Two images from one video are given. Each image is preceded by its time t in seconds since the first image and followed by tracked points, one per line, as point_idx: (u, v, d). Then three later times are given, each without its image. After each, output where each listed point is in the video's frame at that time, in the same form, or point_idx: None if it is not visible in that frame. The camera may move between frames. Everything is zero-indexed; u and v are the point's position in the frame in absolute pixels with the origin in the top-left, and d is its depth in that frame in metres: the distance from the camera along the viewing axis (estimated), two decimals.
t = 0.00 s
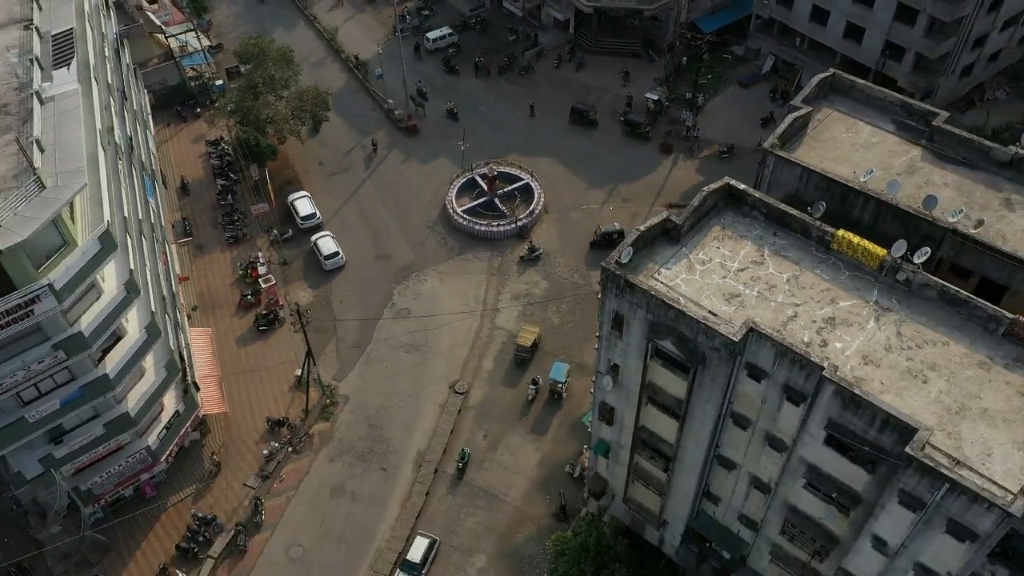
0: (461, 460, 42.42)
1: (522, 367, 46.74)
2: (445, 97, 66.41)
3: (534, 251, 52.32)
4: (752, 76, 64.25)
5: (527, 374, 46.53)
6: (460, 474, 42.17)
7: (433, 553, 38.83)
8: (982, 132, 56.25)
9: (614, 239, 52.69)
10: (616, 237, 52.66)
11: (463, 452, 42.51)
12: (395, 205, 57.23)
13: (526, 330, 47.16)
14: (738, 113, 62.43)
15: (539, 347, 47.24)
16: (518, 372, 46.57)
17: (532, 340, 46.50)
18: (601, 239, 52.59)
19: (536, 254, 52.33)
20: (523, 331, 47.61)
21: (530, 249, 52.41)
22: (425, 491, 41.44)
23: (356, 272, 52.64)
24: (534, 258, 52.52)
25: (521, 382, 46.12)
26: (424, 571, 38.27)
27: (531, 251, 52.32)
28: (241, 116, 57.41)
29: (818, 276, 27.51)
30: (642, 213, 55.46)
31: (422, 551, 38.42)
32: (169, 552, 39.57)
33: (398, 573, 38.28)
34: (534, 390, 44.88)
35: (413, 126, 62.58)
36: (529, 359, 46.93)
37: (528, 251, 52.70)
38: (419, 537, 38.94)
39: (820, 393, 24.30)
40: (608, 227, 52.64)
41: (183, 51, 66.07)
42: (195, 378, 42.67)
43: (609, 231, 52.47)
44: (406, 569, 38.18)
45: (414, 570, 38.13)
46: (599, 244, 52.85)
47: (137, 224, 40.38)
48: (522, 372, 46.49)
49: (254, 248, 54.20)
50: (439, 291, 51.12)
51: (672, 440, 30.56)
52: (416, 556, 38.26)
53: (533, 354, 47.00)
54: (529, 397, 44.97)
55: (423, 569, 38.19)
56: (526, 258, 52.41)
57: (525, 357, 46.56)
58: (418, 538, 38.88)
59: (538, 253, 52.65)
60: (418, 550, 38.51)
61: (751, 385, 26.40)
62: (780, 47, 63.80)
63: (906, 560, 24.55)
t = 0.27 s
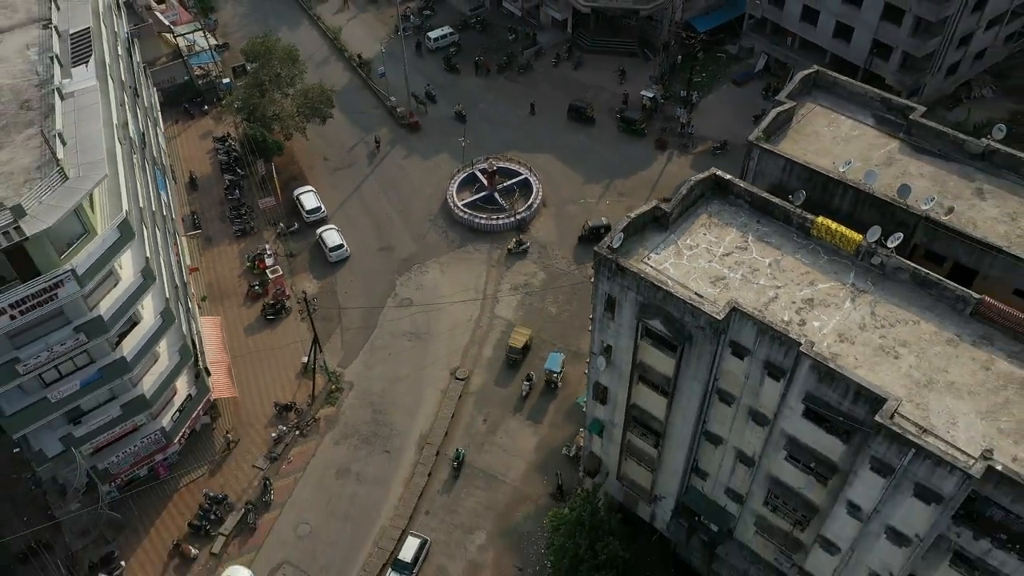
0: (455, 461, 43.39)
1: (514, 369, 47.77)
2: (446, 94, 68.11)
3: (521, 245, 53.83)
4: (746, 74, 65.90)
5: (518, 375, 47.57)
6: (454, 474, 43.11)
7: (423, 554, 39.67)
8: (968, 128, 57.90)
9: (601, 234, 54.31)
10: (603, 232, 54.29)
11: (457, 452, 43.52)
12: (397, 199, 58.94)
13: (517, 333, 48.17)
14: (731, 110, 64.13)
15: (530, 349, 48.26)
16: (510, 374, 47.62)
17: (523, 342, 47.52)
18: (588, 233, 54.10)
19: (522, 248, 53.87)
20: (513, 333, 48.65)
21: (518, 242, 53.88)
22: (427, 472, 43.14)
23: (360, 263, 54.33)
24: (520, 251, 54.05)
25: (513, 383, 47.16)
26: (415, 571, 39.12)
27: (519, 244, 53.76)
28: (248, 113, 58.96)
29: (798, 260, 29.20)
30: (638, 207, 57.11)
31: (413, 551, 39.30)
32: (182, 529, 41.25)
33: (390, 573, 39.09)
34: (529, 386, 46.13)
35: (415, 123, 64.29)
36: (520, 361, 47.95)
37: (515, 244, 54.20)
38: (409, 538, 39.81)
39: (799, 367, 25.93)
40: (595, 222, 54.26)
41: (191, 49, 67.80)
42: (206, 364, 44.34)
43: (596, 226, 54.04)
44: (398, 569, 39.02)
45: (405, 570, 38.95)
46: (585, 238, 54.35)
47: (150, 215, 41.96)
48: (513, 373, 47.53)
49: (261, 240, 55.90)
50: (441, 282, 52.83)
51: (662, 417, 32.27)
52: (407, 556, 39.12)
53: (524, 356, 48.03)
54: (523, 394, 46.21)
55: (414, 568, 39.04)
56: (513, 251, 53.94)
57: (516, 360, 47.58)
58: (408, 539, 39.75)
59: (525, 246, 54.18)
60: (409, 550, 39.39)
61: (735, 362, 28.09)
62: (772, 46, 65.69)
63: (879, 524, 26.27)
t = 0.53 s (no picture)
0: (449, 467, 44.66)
1: (504, 377, 48.98)
2: (447, 99, 70.37)
3: (507, 243, 56.04)
4: (737, 80, 68.26)
5: (509, 382, 48.82)
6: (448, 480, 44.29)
7: (413, 560, 40.75)
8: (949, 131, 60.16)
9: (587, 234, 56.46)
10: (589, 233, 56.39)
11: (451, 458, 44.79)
12: (400, 199, 61.13)
13: (508, 341, 49.45)
14: (722, 114, 66.37)
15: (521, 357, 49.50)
16: (501, 382, 48.83)
17: (513, 349, 48.83)
18: (575, 234, 56.24)
19: (508, 246, 56.07)
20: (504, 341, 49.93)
21: (503, 240, 56.12)
22: (429, 458, 45.18)
23: (366, 260, 56.49)
24: (506, 249, 56.26)
25: (504, 390, 48.38)
26: None
27: (504, 242, 55.98)
28: (258, 116, 61.31)
29: (777, 250, 31.33)
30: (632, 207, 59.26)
31: (403, 556, 40.43)
32: (195, 512, 43.25)
33: None
34: (522, 389, 47.62)
35: (417, 127, 66.57)
36: (511, 368, 49.21)
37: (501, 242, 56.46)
38: (399, 545, 40.93)
39: (775, 346, 27.98)
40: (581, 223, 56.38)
41: (201, 56, 70.18)
42: (218, 354, 46.44)
43: (582, 227, 56.12)
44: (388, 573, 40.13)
45: None
46: (571, 239, 56.44)
47: (166, 212, 44.17)
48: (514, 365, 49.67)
49: (269, 239, 58.05)
50: (442, 278, 55.00)
51: (651, 399, 34.34)
52: (397, 562, 40.22)
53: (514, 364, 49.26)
54: (517, 397, 47.67)
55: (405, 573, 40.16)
56: (499, 249, 56.20)
57: (507, 367, 48.82)
58: (399, 546, 40.86)
59: (511, 245, 56.36)
60: (399, 556, 40.50)
61: (717, 344, 30.18)
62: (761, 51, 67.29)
63: (850, 493, 28.34)
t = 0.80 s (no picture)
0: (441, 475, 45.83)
1: (494, 386, 50.29)
2: (449, 107, 72.74)
3: (494, 243, 58.34)
4: (729, 88, 70.66)
5: (500, 392, 50.13)
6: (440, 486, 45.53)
7: (403, 567, 41.86)
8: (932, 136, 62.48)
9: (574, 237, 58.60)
10: (576, 236, 58.54)
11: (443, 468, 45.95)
12: (403, 202, 63.39)
13: (497, 352, 50.82)
14: (714, 121, 68.74)
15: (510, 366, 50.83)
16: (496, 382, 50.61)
17: (502, 359, 50.21)
18: (562, 237, 58.43)
19: (495, 246, 58.38)
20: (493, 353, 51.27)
21: (491, 241, 58.46)
22: (432, 447, 47.26)
23: (370, 260, 58.70)
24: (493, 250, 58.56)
25: (495, 399, 49.72)
26: None
27: (491, 243, 58.33)
28: (266, 123, 63.61)
29: (758, 243, 33.53)
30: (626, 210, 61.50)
31: (393, 564, 41.53)
32: (208, 497, 45.31)
33: None
34: (514, 397, 49.02)
35: (419, 133, 68.94)
36: (501, 378, 50.53)
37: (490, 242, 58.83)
38: (389, 553, 42.03)
39: (754, 331, 30.12)
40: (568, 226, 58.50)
41: (210, 65, 72.64)
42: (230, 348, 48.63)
43: (569, 230, 58.25)
44: None
45: None
46: (559, 243, 58.57)
47: (182, 212, 46.42)
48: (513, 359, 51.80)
49: (277, 240, 60.31)
50: (443, 277, 57.19)
51: (642, 384, 36.48)
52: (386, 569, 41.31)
53: (503, 373, 50.59)
54: (516, 389, 49.82)
55: None
56: (487, 249, 58.55)
57: (497, 377, 50.15)
58: (388, 553, 41.97)
59: (498, 245, 58.68)
60: (388, 563, 41.62)
61: (702, 330, 32.35)
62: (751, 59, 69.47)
63: (824, 467, 30.49)
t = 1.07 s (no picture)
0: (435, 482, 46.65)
1: (486, 394, 51.40)
2: (450, 113, 74.77)
3: (484, 242, 60.63)
4: (722, 93, 72.72)
5: (492, 399, 51.23)
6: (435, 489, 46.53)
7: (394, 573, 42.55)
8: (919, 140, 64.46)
9: (563, 240, 60.53)
10: (565, 238, 60.51)
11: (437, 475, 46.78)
12: (406, 204, 65.32)
13: (488, 361, 51.99)
14: (708, 126, 70.76)
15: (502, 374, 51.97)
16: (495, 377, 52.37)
17: (494, 368, 51.29)
18: (551, 239, 60.39)
19: (485, 245, 60.65)
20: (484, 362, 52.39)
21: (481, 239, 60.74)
22: (434, 438, 49.04)
23: (374, 260, 60.60)
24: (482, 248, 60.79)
25: (487, 406, 50.80)
26: None
27: (481, 241, 60.62)
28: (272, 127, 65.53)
29: (743, 238, 35.43)
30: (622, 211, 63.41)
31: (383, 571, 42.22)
32: (218, 486, 47.07)
33: None
34: (507, 403, 50.19)
35: (421, 138, 70.96)
36: (493, 386, 51.55)
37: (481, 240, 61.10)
38: (380, 560, 42.70)
39: (738, 319, 31.95)
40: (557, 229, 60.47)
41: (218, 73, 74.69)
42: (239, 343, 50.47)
43: (558, 233, 60.20)
44: None
45: None
46: (548, 245, 60.49)
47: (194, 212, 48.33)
48: (512, 354, 53.64)
49: (284, 240, 62.22)
50: (444, 277, 59.05)
51: (634, 374, 38.30)
52: None
53: (495, 381, 51.71)
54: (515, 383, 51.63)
55: None
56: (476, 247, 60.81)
57: (489, 385, 51.22)
58: (379, 560, 42.66)
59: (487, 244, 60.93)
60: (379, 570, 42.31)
61: (689, 320, 34.19)
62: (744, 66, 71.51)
63: (805, 449, 32.32)
